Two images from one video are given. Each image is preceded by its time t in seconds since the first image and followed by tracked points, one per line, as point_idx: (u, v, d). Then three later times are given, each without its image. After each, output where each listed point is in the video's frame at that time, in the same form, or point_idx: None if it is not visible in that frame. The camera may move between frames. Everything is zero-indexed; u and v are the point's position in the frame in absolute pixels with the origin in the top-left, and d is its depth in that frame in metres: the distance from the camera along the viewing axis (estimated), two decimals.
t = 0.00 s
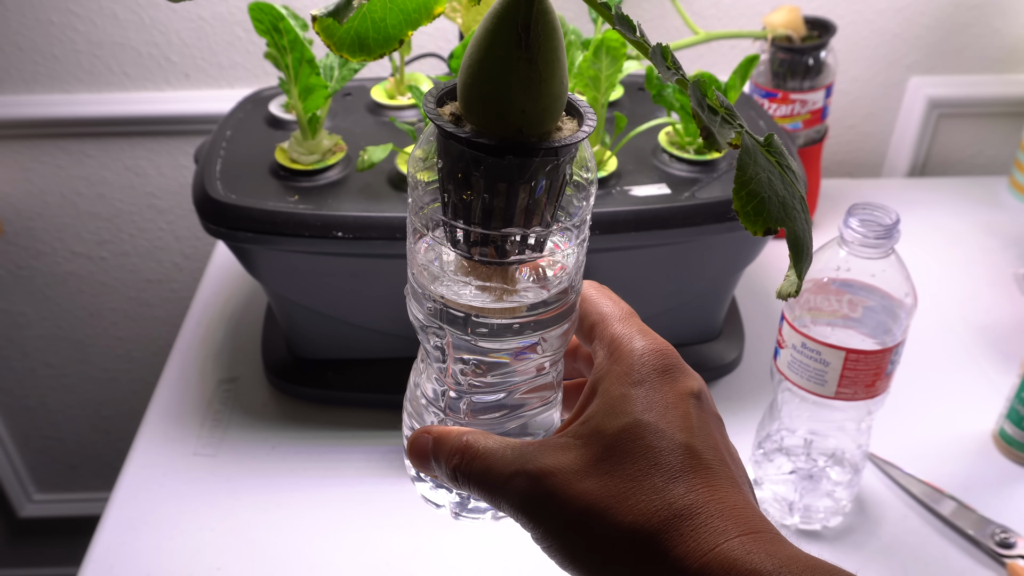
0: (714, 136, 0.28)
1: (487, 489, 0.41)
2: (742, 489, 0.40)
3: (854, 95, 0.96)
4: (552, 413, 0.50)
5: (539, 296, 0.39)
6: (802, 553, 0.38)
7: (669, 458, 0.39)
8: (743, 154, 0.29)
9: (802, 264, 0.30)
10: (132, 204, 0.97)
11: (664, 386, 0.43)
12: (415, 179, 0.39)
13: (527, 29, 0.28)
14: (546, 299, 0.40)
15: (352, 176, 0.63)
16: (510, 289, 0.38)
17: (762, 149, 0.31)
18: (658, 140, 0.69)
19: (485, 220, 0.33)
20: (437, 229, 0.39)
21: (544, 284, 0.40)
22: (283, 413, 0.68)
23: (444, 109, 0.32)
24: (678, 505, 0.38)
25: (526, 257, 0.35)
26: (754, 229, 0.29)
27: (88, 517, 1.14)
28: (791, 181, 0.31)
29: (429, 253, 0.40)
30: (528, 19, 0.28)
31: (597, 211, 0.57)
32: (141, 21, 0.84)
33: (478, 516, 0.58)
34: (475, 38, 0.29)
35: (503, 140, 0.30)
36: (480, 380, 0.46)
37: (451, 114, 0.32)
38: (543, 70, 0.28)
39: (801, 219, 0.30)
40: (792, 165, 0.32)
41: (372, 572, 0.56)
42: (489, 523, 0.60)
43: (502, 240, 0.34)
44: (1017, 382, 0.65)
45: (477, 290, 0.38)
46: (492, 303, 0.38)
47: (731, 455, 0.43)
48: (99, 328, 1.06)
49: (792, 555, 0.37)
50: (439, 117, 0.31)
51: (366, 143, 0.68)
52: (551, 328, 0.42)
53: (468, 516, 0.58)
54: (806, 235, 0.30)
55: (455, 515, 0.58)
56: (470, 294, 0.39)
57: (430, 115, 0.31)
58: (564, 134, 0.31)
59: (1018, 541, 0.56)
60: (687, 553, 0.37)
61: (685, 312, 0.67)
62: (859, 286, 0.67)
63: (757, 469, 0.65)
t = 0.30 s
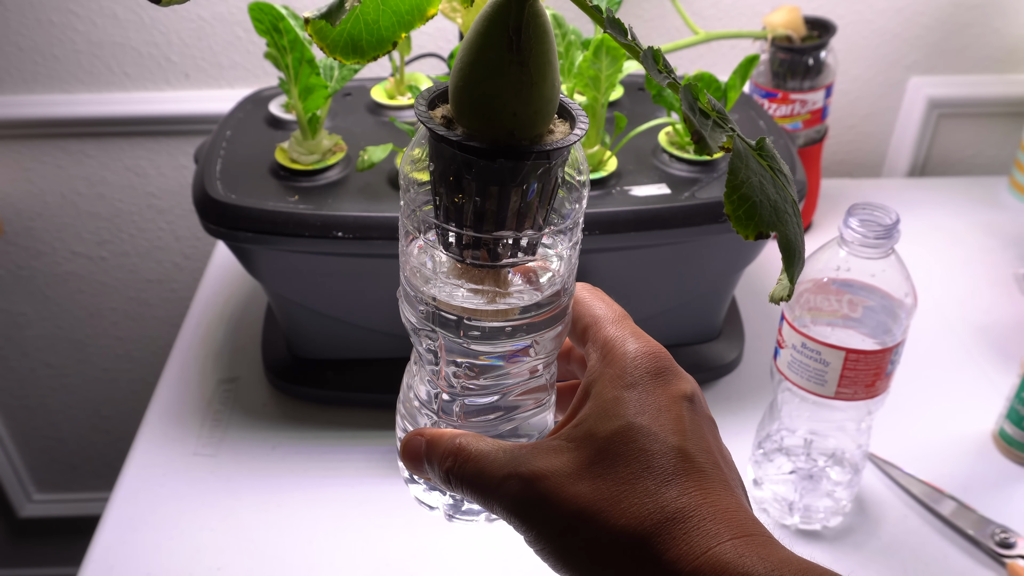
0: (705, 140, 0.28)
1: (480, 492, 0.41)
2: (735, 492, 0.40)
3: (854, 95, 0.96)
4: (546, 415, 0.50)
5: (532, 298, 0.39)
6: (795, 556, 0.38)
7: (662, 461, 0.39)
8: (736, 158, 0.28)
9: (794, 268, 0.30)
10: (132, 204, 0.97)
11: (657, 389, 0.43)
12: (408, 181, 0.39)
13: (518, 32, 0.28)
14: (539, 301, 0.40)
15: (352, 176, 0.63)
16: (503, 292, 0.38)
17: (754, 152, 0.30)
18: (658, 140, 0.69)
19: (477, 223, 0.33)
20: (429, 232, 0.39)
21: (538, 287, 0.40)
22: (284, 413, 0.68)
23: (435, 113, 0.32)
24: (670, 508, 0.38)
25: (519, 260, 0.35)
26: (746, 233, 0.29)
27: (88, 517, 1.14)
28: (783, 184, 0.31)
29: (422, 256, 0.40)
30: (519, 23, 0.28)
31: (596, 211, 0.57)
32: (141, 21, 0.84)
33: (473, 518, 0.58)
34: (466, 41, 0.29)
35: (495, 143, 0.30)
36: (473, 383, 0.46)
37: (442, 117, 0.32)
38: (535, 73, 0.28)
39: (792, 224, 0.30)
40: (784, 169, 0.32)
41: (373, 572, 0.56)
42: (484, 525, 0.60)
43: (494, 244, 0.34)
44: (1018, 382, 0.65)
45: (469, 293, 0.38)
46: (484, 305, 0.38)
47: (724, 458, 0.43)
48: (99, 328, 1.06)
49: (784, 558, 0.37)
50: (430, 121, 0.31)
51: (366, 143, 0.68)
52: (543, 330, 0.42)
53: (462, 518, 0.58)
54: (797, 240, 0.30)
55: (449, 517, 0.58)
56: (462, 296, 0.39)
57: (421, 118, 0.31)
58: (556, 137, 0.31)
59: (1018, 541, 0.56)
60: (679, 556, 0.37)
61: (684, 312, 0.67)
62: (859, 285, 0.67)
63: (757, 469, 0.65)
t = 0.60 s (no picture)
0: (709, 134, 0.28)
1: (482, 486, 0.41)
2: (737, 488, 0.40)
3: (854, 95, 0.96)
4: (548, 411, 0.50)
5: (535, 293, 0.40)
6: (796, 552, 0.38)
7: (664, 457, 0.39)
8: (738, 154, 0.29)
9: (797, 263, 0.30)
10: (132, 204, 0.97)
11: (659, 385, 0.43)
12: (410, 177, 0.39)
13: (522, 28, 0.28)
14: (542, 297, 0.40)
15: (352, 176, 0.63)
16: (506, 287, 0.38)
17: (757, 149, 0.30)
18: (658, 140, 0.69)
19: (480, 218, 0.33)
20: (433, 227, 0.39)
21: (540, 282, 0.40)
22: (284, 413, 0.68)
23: (440, 108, 0.32)
24: (672, 503, 0.38)
25: (522, 255, 0.35)
26: (750, 228, 0.29)
27: (88, 517, 1.14)
28: (785, 180, 0.31)
29: (426, 251, 0.40)
30: (523, 18, 0.28)
31: (597, 211, 0.57)
32: (141, 21, 0.84)
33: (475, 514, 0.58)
34: (470, 36, 0.29)
35: (498, 138, 0.30)
36: (475, 377, 0.46)
37: (446, 113, 0.32)
38: (539, 69, 0.28)
39: (795, 220, 0.30)
40: (787, 166, 0.32)
41: (373, 572, 0.56)
42: (486, 521, 0.60)
43: (498, 239, 0.34)
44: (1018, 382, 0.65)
45: (473, 288, 0.38)
46: (487, 301, 0.38)
47: (726, 454, 0.43)
48: (99, 328, 1.06)
49: (785, 553, 0.37)
50: (434, 116, 0.31)
51: (366, 143, 0.68)
52: (546, 326, 0.42)
53: (464, 513, 0.58)
54: (800, 235, 0.30)
55: (451, 513, 0.58)
56: (465, 291, 0.39)
57: (425, 113, 0.31)
58: (559, 133, 0.31)
59: (1018, 541, 0.56)
60: (680, 551, 0.37)
61: (684, 312, 0.67)
62: (858, 286, 0.67)
63: (757, 469, 0.65)
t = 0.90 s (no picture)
0: (702, 141, 0.28)
1: (480, 489, 0.41)
2: (732, 491, 0.40)
3: (854, 95, 0.96)
4: (547, 413, 0.50)
5: (532, 298, 0.39)
6: (791, 554, 0.38)
7: (660, 459, 0.39)
8: (732, 159, 0.29)
9: (790, 269, 0.30)
10: (132, 204, 0.97)
11: (655, 388, 0.43)
12: (409, 181, 0.39)
13: (517, 35, 0.28)
14: (539, 301, 0.40)
15: (352, 176, 0.63)
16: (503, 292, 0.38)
17: (750, 154, 0.30)
18: (658, 140, 0.69)
19: (477, 224, 0.33)
20: (431, 232, 0.39)
21: (538, 287, 0.40)
22: (284, 413, 0.68)
23: (436, 114, 0.32)
24: (667, 506, 0.38)
25: (519, 260, 0.35)
26: (742, 234, 0.29)
27: (88, 517, 1.14)
28: (780, 185, 0.31)
29: (424, 256, 0.40)
30: (518, 25, 0.28)
31: (597, 211, 0.57)
32: (141, 21, 0.84)
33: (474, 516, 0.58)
34: (466, 43, 0.29)
35: (495, 144, 0.30)
36: (473, 381, 0.46)
37: (443, 119, 0.32)
38: (535, 76, 0.28)
39: (788, 226, 0.30)
40: (782, 171, 0.32)
41: (374, 572, 0.56)
42: (484, 522, 0.60)
43: (495, 244, 0.34)
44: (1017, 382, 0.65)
45: (470, 292, 0.38)
46: (484, 305, 0.38)
47: (722, 456, 0.43)
48: (99, 328, 1.06)
49: (780, 555, 0.37)
50: (430, 122, 0.31)
51: (366, 143, 0.68)
52: (543, 330, 0.42)
53: (462, 515, 0.58)
54: (793, 241, 0.30)
55: (450, 514, 0.58)
56: (462, 296, 0.39)
57: (421, 119, 0.31)
58: (555, 139, 0.31)
59: (1018, 541, 0.56)
60: (676, 554, 0.37)
61: (684, 312, 0.67)
62: (859, 286, 0.67)
63: (757, 469, 0.65)
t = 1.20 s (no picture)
0: (701, 138, 0.28)
1: (477, 485, 0.41)
2: (729, 486, 0.40)
3: (854, 95, 0.96)
4: (543, 409, 0.50)
5: (529, 293, 0.40)
6: (787, 548, 0.38)
7: (657, 455, 0.39)
8: (731, 155, 0.29)
9: (788, 264, 0.30)
10: (132, 204, 0.97)
11: (653, 384, 0.43)
12: (407, 176, 0.39)
13: (516, 31, 0.28)
14: (536, 296, 0.40)
15: (352, 176, 0.63)
16: (500, 288, 0.39)
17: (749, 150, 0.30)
18: (658, 140, 0.69)
19: (474, 219, 0.33)
20: (428, 228, 0.39)
21: (534, 283, 0.40)
22: (284, 413, 0.68)
23: (435, 110, 0.32)
24: (664, 501, 0.38)
25: (516, 256, 0.36)
26: (741, 230, 0.29)
27: (87, 517, 1.14)
28: (778, 183, 0.31)
29: (421, 250, 0.40)
30: (518, 20, 0.27)
31: (596, 211, 0.57)
32: (141, 21, 0.84)
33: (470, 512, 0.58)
34: (465, 38, 0.29)
35: (493, 140, 0.30)
36: (470, 376, 0.46)
37: (441, 114, 0.32)
38: (534, 72, 0.28)
39: (786, 222, 0.30)
40: (780, 168, 0.32)
41: (374, 572, 0.56)
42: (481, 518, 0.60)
43: (493, 239, 0.34)
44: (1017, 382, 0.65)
45: (468, 287, 0.38)
46: (482, 301, 0.39)
47: (719, 452, 0.43)
48: (99, 328, 1.06)
49: (776, 549, 0.37)
50: (429, 118, 0.31)
51: (366, 143, 0.68)
52: (540, 325, 0.42)
53: (459, 511, 0.58)
54: (790, 237, 0.30)
55: (447, 510, 0.58)
56: (460, 291, 0.39)
57: (420, 114, 0.31)
58: (553, 135, 0.31)
59: (1018, 541, 0.56)
60: (672, 548, 0.37)
61: (684, 312, 0.67)
62: (858, 285, 0.67)
63: (757, 469, 0.65)
